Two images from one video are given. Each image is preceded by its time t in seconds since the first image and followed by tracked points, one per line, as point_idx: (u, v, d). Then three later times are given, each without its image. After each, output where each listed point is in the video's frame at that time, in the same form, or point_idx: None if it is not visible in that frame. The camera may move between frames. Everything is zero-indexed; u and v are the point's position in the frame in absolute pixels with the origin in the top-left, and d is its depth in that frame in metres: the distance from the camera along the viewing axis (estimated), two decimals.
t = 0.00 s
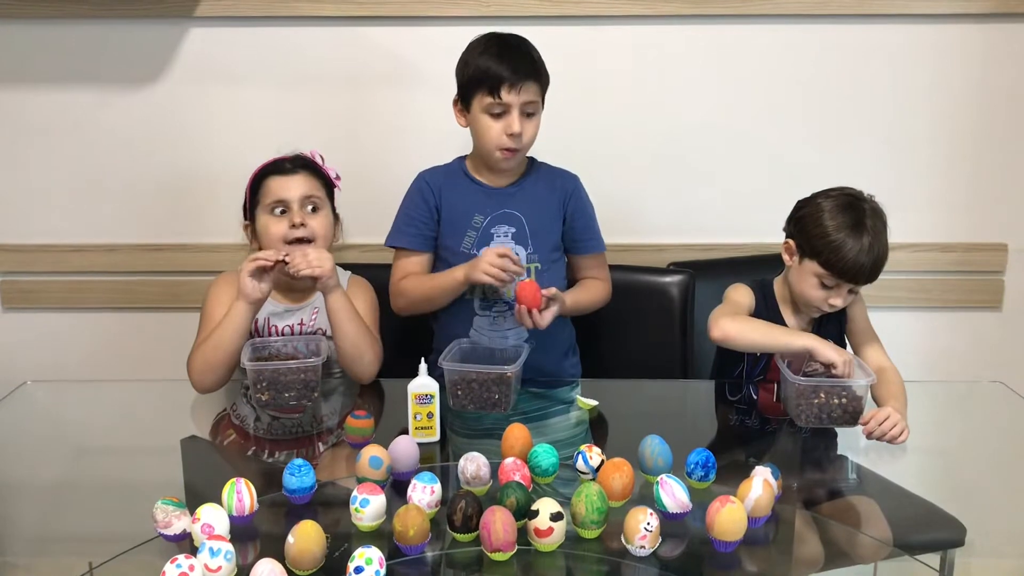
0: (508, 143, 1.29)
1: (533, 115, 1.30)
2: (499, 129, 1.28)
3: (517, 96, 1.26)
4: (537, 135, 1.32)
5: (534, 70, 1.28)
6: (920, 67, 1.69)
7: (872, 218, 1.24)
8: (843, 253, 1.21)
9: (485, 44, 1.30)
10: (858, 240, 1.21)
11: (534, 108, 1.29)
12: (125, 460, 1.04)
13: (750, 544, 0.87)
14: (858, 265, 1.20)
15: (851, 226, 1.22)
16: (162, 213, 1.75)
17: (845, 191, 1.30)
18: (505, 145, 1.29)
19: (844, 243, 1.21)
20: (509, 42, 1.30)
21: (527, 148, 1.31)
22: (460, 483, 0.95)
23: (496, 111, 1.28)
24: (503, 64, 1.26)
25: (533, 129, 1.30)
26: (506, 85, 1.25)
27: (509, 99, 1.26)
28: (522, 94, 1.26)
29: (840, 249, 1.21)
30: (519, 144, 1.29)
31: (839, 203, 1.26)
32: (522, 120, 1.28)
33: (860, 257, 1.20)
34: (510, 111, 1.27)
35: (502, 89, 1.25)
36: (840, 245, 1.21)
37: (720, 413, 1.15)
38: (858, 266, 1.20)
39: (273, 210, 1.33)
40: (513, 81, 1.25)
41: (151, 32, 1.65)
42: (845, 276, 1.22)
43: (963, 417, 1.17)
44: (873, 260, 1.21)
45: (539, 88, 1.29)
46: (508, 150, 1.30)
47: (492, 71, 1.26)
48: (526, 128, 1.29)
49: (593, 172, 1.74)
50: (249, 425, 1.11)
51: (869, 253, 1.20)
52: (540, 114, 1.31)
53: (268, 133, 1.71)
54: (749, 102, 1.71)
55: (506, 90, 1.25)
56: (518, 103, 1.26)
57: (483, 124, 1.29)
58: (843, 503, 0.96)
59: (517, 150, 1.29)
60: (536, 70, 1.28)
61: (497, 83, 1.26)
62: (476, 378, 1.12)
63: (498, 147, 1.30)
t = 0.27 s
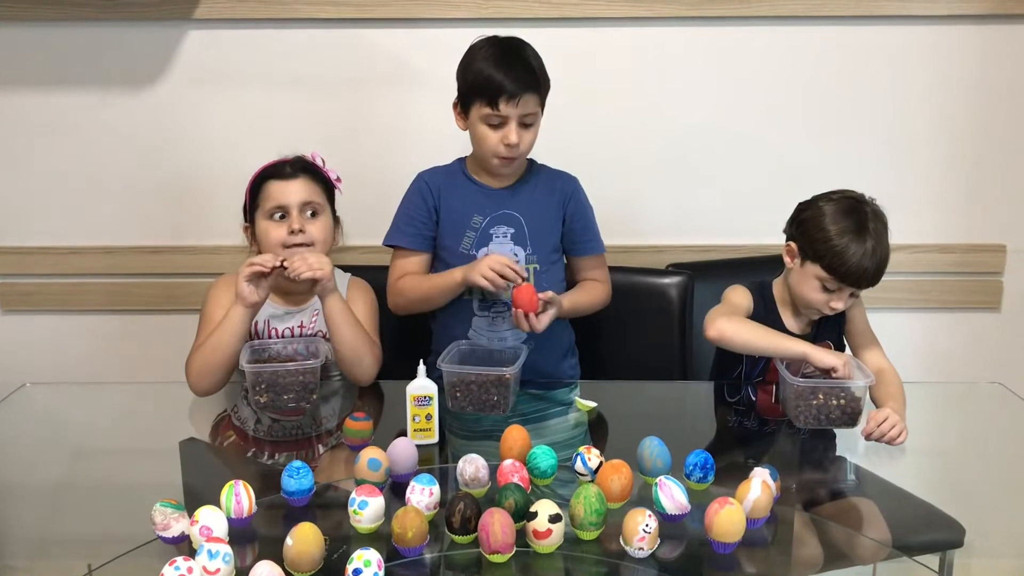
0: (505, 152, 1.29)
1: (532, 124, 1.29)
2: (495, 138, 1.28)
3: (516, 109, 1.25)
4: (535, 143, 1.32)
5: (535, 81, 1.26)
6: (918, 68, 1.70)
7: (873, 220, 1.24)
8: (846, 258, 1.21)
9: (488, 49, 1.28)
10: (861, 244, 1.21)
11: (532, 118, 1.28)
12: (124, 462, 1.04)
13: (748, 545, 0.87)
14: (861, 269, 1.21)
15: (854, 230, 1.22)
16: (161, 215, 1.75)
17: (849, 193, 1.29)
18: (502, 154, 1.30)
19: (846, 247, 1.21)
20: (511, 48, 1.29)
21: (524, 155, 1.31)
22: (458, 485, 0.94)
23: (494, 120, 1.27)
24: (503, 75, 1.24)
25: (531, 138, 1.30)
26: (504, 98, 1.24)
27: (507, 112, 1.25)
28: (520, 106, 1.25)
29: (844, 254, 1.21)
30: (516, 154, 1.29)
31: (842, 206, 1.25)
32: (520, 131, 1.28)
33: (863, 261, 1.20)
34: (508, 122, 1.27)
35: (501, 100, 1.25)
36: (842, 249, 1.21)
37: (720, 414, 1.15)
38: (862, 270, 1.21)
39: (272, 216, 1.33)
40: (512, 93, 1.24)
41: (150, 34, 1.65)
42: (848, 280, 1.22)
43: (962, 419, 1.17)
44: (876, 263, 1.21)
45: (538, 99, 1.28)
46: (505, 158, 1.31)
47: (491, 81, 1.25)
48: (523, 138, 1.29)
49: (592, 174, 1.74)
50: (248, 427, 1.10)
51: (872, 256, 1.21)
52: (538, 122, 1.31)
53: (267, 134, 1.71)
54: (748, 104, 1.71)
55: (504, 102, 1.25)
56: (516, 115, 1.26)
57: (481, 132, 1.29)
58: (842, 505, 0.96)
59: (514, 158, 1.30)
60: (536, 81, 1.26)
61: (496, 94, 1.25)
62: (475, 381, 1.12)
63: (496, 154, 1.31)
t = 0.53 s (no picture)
0: (500, 154, 1.29)
1: (528, 127, 1.29)
2: (491, 141, 1.29)
3: (509, 112, 1.25)
4: (531, 145, 1.32)
5: (530, 85, 1.25)
6: (918, 68, 1.70)
7: (873, 219, 1.24)
8: (844, 256, 1.21)
9: (486, 51, 1.28)
10: (858, 244, 1.21)
11: (527, 121, 1.28)
12: (124, 462, 1.04)
13: (748, 545, 0.88)
14: (859, 267, 1.21)
15: (853, 229, 1.22)
16: (161, 214, 1.74)
17: (849, 193, 1.29)
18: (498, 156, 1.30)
19: (845, 246, 1.21)
20: (508, 50, 1.28)
21: (520, 157, 1.31)
22: (458, 485, 0.94)
23: (489, 123, 1.27)
24: (498, 79, 1.24)
25: (527, 140, 1.30)
26: (498, 102, 1.24)
27: (500, 115, 1.26)
28: (513, 110, 1.25)
29: (842, 252, 1.21)
30: (510, 156, 1.29)
31: (841, 207, 1.25)
32: (515, 134, 1.28)
33: (861, 260, 1.20)
34: (503, 126, 1.27)
35: (494, 104, 1.25)
36: (840, 248, 1.21)
37: (719, 413, 1.15)
38: (859, 270, 1.21)
39: (272, 216, 1.33)
40: (507, 97, 1.24)
41: (150, 33, 1.65)
42: (845, 279, 1.22)
43: (961, 419, 1.17)
44: (874, 262, 1.21)
45: (534, 103, 1.27)
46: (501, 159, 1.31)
47: (486, 85, 1.24)
48: (517, 142, 1.29)
49: (592, 173, 1.74)
50: (248, 426, 1.11)
51: (870, 256, 1.21)
52: (534, 125, 1.30)
53: (267, 134, 1.71)
54: (748, 103, 1.71)
55: (498, 106, 1.25)
56: (510, 118, 1.26)
57: (476, 134, 1.30)
58: (842, 505, 0.96)
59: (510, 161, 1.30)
60: (532, 84, 1.26)
61: (490, 98, 1.24)
62: (474, 380, 1.12)
63: (491, 156, 1.31)
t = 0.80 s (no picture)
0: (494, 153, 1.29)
1: (523, 125, 1.29)
2: (485, 139, 1.28)
3: (502, 111, 1.25)
4: (528, 143, 1.31)
5: (524, 84, 1.25)
6: (918, 67, 1.70)
7: (870, 217, 1.24)
8: (841, 253, 1.21)
9: (481, 49, 1.28)
10: (855, 241, 1.21)
11: (522, 120, 1.28)
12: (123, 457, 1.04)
13: (746, 542, 0.88)
14: (856, 264, 1.21)
15: (850, 226, 1.22)
16: (160, 210, 1.74)
17: (848, 190, 1.29)
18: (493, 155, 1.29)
19: (842, 243, 1.21)
20: (504, 47, 1.28)
21: (517, 155, 1.31)
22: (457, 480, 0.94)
23: (484, 122, 1.27)
24: (491, 77, 1.24)
25: (522, 139, 1.29)
26: (490, 100, 1.24)
27: (492, 114, 1.25)
28: (506, 109, 1.25)
29: (839, 249, 1.21)
30: (505, 155, 1.29)
31: (838, 205, 1.25)
32: (509, 132, 1.28)
33: (857, 257, 1.20)
34: (497, 125, 1.27)
35: (487, 103, 1.25)
36: (837, 245, 1.21)
37: (718, 411, 1.15)
38: (856, 266, 1.21)
39: (269, 214, 1.33)
40: (500, 96, 1.24)
41: (149, 28, 1.64)
42: (842, 275, 1.22)
43: (959, 417, 1.17)
44: (871, 259, 1.21)
45: (528, 101, 1.27)
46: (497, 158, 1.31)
47: (479, 83, 1.24)
48: (512, 140, 1.28)
49: (591, 170, 1.74)
50: (248, 422, 1.11)
51: (867, 253, 1.20)
52: (530, 123, 1.30)
53: (266, 129, 1.70)
54: (748, 101, 1.71)
55: (490, 104, 1.24)
56: (503, 117, 1.26)
57: (471, 132, 1.30)
58: (841, 502, 0.96)
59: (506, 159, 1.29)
60: (526, 83, 1.25)
61: (483, 96, 1.24)
62: (473, 376, 1.12)
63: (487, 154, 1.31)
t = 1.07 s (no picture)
0: (494, 133, 1.28)
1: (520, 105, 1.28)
2: (484, 120, 1.27)
3: (498, 87, 1.25)
4: (527, 124, 1.30)
5: (517, 59, 1.25)
6: (917, 62, 1.69)
7: (866, 207, 1.23)
8: (837, 243, 1.20)
9: (474, 32, 1.28)
10: (851, 230, 1.20)
11: (519, 98, 1.27)
12: (118, 447, 1.04)
13: (743, 536, 0.87)
14: (852, 255, 1.20)
15: (845, 215, 1.22)
16: (156, 200, 1.73)
17: (844, 182, 1.29)
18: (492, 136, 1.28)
19: (837, 232, 1.21)
20: (497, 29, 1.28)
21: (516, 138, 1.30)
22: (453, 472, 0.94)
23: (481, 102, 1.27)
24: (485, 53, 1.24)
25: (520, 118, 1.28)
26: (485, 75, 1.24)
27: (488, 90, 1.25)
28: (502, 84, 1.25)
29: (835, 238, 1.20)
30: (505, 134, 1.28)
31: (834, 194, 1.25)
32: (506, 110, 1.27)
33: (853, 245, 1.20)
34: (494, 103, 1.26)
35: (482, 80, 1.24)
36: (832, 234, 1.21)
37: (715, 404, 1.15)
38: (853, 255, 1.20)
39: (260, 206, 1.32)
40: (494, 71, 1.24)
41: (145, 17, 1.63)
42: (838, 266, 1.22)
43: (956, 413, 1.17)
44: (866, 251, 1.20)
45: (523, 76, 1.26)
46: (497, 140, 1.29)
47: (474, 60, 1.24)
48: (511, 119, 1.27)
49: (589, 164, 1.73)
50: (247, 415, 1.10)
51: (862, 244, 1.20)
52: (528, 102, 1.29)
53: (263, 121, 1.70)
54: (747, 95, 1.70)
55: (486, 80, 1.24)
56: (500, 94, 1.25)
57: (468, 116, 1.29)
58: (837, 496, 0.96)
59: (505, 139, 1.28)
60: (520, 58, 1.26)
61: (478, 72, 1.24)
62: (470, 368, 1.12)
63: (487, 138, 1.29)
